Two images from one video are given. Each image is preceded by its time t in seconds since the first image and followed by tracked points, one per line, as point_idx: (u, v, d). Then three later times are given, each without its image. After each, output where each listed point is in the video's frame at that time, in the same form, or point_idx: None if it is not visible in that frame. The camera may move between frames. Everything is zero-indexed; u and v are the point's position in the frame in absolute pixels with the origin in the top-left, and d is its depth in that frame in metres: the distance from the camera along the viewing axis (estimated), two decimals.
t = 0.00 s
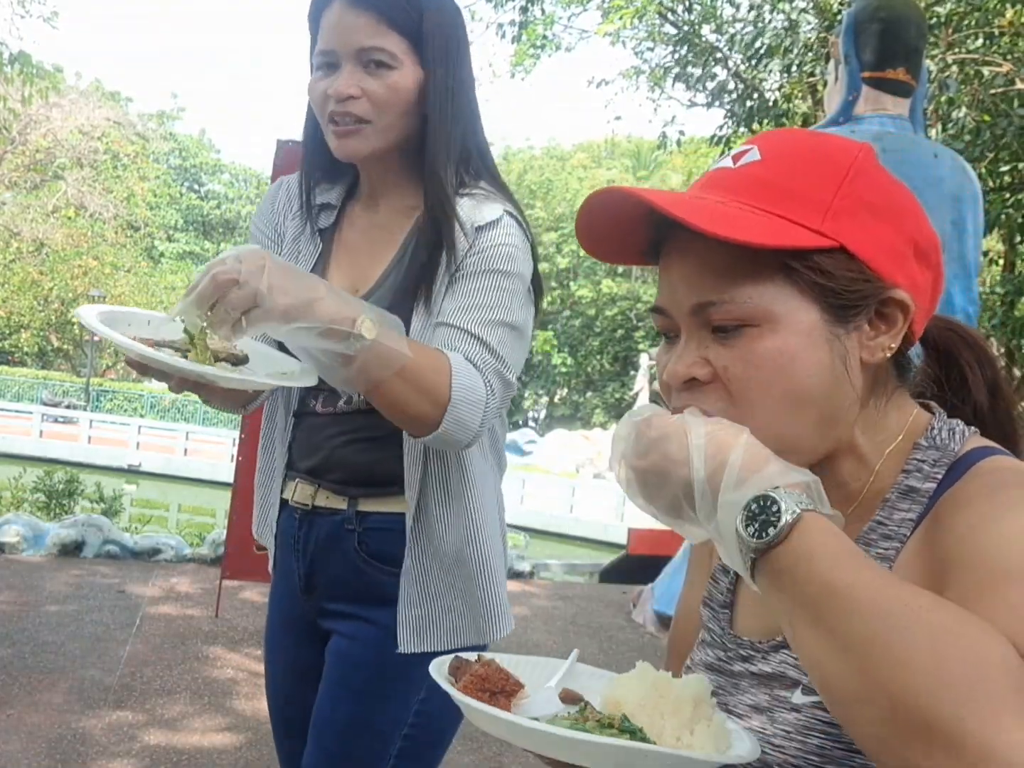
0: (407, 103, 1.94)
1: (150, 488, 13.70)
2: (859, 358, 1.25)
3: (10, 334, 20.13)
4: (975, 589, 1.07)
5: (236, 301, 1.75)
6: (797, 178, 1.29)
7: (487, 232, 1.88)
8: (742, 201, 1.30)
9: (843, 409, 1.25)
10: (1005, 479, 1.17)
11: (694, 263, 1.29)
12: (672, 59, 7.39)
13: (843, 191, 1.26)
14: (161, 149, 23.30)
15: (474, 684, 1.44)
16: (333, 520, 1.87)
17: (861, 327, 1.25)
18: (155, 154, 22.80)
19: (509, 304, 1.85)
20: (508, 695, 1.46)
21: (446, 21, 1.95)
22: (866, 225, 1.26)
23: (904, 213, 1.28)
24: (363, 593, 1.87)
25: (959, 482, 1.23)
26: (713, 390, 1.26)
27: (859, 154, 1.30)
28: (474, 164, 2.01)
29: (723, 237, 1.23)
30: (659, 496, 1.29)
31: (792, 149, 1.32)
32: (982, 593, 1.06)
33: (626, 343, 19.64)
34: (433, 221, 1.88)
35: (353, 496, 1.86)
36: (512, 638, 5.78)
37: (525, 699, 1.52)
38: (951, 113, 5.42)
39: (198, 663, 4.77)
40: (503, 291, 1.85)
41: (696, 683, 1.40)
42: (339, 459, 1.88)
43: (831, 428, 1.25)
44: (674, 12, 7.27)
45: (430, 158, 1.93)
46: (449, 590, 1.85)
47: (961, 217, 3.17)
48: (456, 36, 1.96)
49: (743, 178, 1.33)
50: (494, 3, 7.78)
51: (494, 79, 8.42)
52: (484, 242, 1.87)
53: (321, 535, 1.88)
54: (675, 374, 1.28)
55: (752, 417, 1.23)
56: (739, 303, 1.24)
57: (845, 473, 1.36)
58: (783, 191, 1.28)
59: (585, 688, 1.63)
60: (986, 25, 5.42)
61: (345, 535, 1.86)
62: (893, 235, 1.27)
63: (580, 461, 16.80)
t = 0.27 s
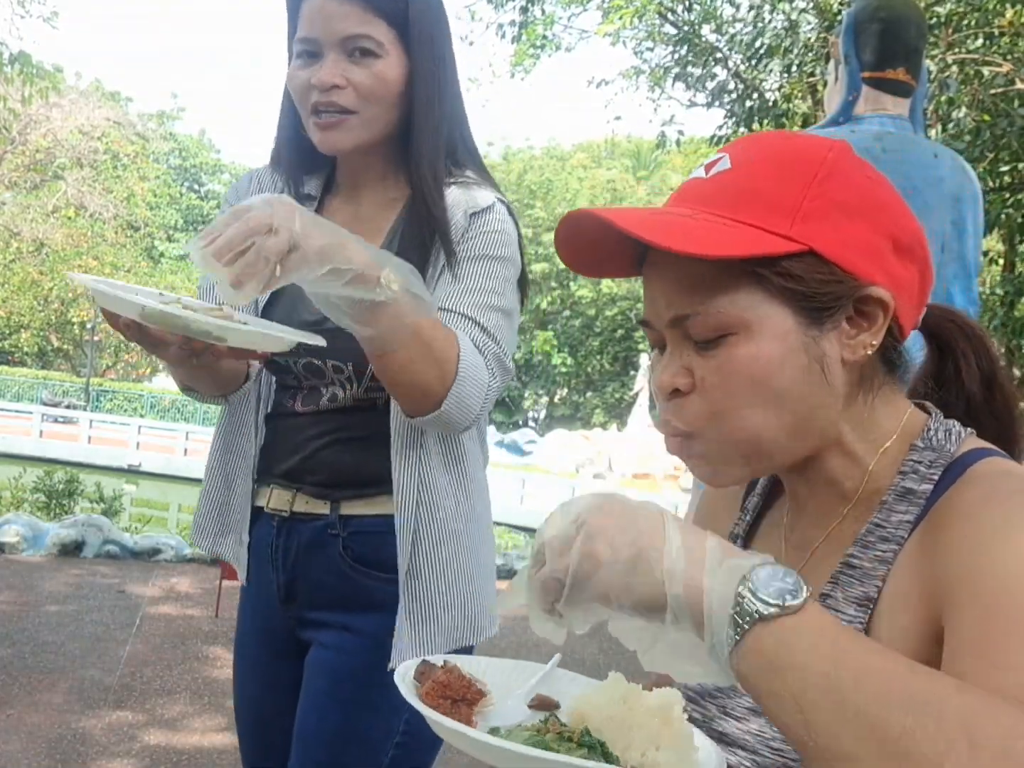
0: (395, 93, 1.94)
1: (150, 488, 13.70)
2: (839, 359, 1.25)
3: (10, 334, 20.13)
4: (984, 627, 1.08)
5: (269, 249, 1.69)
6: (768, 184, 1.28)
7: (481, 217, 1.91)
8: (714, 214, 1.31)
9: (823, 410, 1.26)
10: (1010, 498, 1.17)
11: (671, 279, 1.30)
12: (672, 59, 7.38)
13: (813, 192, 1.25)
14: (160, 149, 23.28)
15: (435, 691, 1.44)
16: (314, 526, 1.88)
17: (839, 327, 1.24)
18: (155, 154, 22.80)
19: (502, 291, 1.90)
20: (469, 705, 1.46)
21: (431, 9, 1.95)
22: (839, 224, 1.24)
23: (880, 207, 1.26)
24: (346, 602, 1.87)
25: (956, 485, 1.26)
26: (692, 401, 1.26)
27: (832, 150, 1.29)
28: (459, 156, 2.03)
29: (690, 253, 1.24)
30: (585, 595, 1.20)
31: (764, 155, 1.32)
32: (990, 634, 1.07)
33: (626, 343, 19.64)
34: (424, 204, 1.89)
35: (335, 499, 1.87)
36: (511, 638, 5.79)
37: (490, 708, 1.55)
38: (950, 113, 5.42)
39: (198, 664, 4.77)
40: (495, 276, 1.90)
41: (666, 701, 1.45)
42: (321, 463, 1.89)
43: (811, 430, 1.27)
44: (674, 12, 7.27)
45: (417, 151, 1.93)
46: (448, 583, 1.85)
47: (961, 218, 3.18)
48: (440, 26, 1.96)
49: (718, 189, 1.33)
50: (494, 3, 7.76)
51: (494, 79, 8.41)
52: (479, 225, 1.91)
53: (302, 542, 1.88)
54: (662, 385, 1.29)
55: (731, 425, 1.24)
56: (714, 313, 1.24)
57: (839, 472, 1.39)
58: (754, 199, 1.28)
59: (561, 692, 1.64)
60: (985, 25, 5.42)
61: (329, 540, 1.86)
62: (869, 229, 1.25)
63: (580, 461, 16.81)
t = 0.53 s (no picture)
0: (379, 85, 1.93)
1: (150, 488, 13.71)
2: (836, 350, 1.24)
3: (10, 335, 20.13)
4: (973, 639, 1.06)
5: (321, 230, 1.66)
6: (763, 179, 1.29)
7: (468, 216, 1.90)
8: (712, 207, 1.32)
9: (823, 400, 1.25)
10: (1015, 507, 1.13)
11: (672, 274, 1.31)
12: (672, 59, 7.38)
13: (806, 186, 1.26)
14: (160, 149, 23.29)
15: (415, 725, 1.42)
16: (295, 524, 1.87)
17: (835, 318, 1.23)
18: (156, 154, 22.81)
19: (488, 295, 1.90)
20: (449, 740, 1.44)
21: None
22: (834, 218, 1.25)
23: (876, 203, 1.26)
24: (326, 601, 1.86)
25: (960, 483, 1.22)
26: (694, 393, 1.27)
27: (826, 149, 1.29)
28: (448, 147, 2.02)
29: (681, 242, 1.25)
30: (504, 664, 1.25)
31: (760, 156, 1.33)
32: (979, 648, 1.05)
33: (626, 343, 19.67)
34: (411, 196, 1.88)
35: (316, 497, 1.86)
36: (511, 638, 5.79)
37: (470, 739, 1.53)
38: (951, 114, 5.42)
39: (198, 663, 4.77)
40: (481, 279, 1.88)
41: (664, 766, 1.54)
42: (304, 461, 1.89)
43: (812, 422, 1.27)
44: (674, 12, 7.27)
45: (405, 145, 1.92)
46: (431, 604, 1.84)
47: (962, 218, 3.17)
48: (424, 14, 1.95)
49: (715, 187, 1.34)
50: (494, 4, 7.77)
51: (494, 79, 8.41)
52: (465, 225, 1.89)
53: (283, 540, 1.88)
54: (664, 379, 1.30)
55: (726, 413, 1.24)
56: (711, 304, 1.25)
57: (844, 466, 1.35)
58: (747, 193, 1.29)
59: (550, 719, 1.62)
60: (985, 25, 5.42)
61: (309, 539, 1.86)
62: (865, 224, 1.25)
63: (580, 461, 16.82)
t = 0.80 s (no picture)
0: (384, 95, 1.88)
1: (149, 488, 13.70)
2: (809, 351, 1.24)
3: (10, 334, 20.14)
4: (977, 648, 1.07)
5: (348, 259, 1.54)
6: (744, 182, 1.29)
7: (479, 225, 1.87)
8: (693, 207, 1.32)
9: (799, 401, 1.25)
10: (1003, 507, 1.13)
11: (654, 273, 1.31)
12: (672, 59, 7.37)
13: (787, 189, 1.26)
14: (160, 149, 23.28)
15: None
16: (300, 529, 1.87)
17: (808, 318, 1.24)
18: (155, 153, 22.79)
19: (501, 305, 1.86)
20: None
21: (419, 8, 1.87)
22: (810, 220, 1.25)
23: (858, 206, 1.26)
24: (332, 607, 1.85)
25: (939, 485, 1.23)
26: (673, 392, 1.27)
27: (809, 152, 1.30)
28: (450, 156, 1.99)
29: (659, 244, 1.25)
30: None
31: (744, 159, 1.33)
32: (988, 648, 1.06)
33: (626, 343, 19.67)
34: (422, 208, 1.86)
35: (321, 503, 1.86)
36: (512, 638, 5.79)
37: None
38: (950, 114, 5.43)
39: (198, 664, 4.77)
40: (495, 291, 1.85)
41: None
42: (308, 466, 1.88)
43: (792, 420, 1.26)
44: (674, 12, 7.27)
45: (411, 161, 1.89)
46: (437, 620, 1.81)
47: (962, 218, 3.17)
48: (427, 25, 1.89)
49: (697, 189, 1.34)
50: (494, 3, 7.76)
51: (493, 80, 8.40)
52: (478, 234, 1.86)
53: (287, 543, 1.88)
54: (644, 377, 1.30)
55: (705, 414, 1.25)
56: (688, 303, 1.25)
57: (825, 464, 1.35)
58: (730, 196, 1.29)
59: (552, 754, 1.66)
60: (986, 25, 5.40)
61: (314, 544, 1.86)
62: (845, 227, 1.26)
63: (580, 461, 16.83)
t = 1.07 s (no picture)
0: (386, 122, 1.86)
1: (149, 488, 13.71)
2: (787, 352, 1.24)
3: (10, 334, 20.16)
4: (965, 650, 1.08)
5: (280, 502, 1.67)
6: (717, 184, 1.29)
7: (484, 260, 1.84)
8: (663, 212, 1.31)
9: (776, 402, 1.25)
10: (978, 505, 1.14)
11: (627, 278, 1.30)
12: (672, 59, 7.37)
13: (759, 192, 1.25)
14: (160, 149, 23.28)
15: None
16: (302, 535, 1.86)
17: (787, 319, 1.23)
18: (155, 153, 22.81)
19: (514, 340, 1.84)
20: None
21: (423, 24, 1.81)
22: (785, 221, 1.25)
23: (828, 207, 1.26)
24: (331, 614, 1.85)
25: (913, 482, 1.23)
26: (653, 397, 1.26)
27: (780, 153, 1.29)
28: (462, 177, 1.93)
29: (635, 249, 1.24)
30: None
31: (716, 161, 1.32)
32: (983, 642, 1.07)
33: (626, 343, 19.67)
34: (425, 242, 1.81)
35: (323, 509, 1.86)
36: (511, 638, 5.80)
37: None
38: (950, 114, 5.42)
39: (198, 663, 4.77)
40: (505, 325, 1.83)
41: None
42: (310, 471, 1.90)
43: (764, 420, 1.26)
44: (674, 12, 7.26)
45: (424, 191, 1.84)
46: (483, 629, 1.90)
47: (961, 218, 3.17)
48: (431, 41, 1.82)
49: (667, 190, 1.33)
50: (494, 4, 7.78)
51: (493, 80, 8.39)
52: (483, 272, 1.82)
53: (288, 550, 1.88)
54: (620, 381, 1.29)
55: (684, 418, 1.25)
56: (663, 307, 1.25)
57: (801, 466, 1.34)
58: (703, 199, 1.28)
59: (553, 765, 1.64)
60: (986, 25, 5.39)
61: (313, 549, 1.84)
62: (818, 228, 1.25)
63: (580, 461, 16.85)
